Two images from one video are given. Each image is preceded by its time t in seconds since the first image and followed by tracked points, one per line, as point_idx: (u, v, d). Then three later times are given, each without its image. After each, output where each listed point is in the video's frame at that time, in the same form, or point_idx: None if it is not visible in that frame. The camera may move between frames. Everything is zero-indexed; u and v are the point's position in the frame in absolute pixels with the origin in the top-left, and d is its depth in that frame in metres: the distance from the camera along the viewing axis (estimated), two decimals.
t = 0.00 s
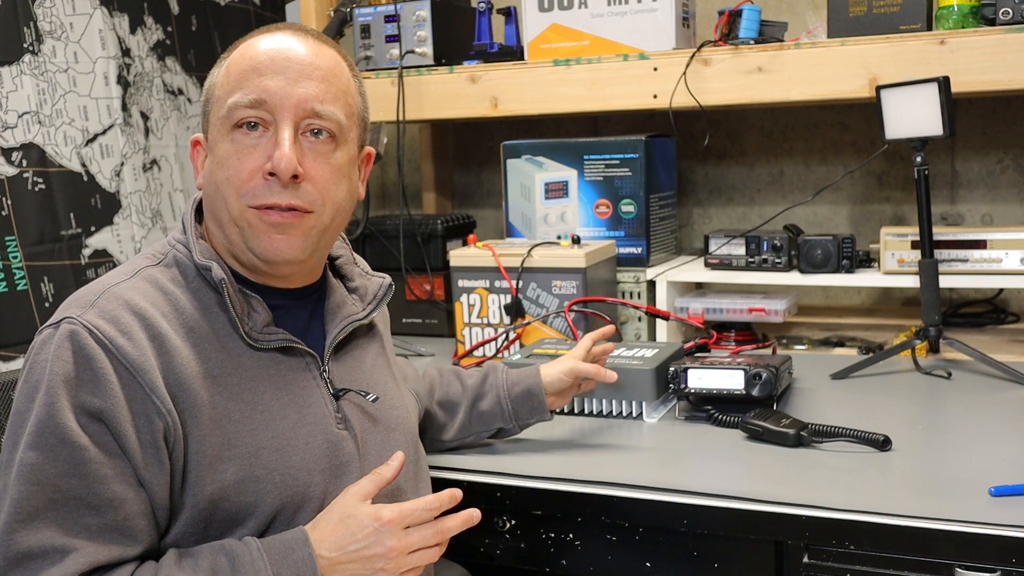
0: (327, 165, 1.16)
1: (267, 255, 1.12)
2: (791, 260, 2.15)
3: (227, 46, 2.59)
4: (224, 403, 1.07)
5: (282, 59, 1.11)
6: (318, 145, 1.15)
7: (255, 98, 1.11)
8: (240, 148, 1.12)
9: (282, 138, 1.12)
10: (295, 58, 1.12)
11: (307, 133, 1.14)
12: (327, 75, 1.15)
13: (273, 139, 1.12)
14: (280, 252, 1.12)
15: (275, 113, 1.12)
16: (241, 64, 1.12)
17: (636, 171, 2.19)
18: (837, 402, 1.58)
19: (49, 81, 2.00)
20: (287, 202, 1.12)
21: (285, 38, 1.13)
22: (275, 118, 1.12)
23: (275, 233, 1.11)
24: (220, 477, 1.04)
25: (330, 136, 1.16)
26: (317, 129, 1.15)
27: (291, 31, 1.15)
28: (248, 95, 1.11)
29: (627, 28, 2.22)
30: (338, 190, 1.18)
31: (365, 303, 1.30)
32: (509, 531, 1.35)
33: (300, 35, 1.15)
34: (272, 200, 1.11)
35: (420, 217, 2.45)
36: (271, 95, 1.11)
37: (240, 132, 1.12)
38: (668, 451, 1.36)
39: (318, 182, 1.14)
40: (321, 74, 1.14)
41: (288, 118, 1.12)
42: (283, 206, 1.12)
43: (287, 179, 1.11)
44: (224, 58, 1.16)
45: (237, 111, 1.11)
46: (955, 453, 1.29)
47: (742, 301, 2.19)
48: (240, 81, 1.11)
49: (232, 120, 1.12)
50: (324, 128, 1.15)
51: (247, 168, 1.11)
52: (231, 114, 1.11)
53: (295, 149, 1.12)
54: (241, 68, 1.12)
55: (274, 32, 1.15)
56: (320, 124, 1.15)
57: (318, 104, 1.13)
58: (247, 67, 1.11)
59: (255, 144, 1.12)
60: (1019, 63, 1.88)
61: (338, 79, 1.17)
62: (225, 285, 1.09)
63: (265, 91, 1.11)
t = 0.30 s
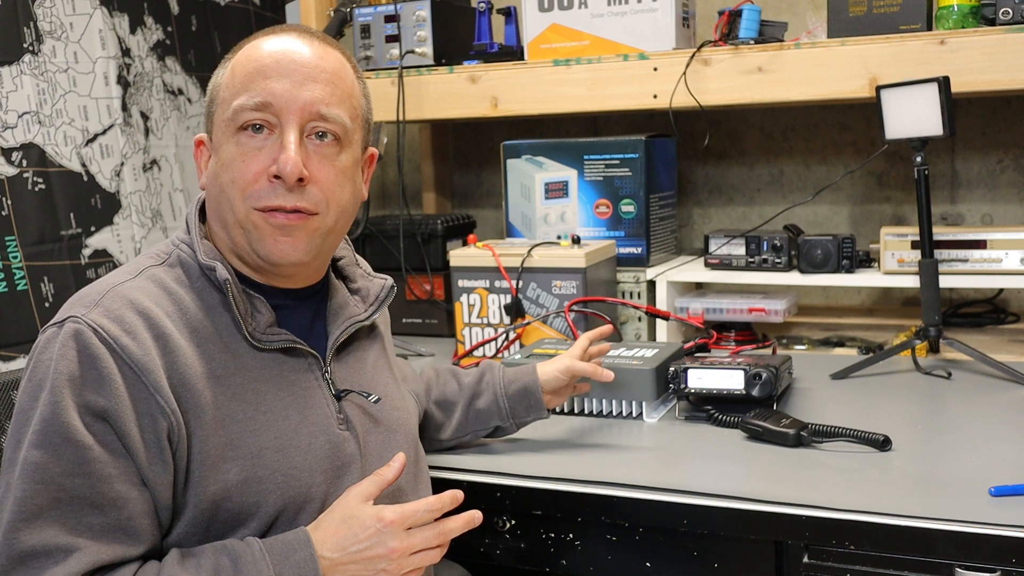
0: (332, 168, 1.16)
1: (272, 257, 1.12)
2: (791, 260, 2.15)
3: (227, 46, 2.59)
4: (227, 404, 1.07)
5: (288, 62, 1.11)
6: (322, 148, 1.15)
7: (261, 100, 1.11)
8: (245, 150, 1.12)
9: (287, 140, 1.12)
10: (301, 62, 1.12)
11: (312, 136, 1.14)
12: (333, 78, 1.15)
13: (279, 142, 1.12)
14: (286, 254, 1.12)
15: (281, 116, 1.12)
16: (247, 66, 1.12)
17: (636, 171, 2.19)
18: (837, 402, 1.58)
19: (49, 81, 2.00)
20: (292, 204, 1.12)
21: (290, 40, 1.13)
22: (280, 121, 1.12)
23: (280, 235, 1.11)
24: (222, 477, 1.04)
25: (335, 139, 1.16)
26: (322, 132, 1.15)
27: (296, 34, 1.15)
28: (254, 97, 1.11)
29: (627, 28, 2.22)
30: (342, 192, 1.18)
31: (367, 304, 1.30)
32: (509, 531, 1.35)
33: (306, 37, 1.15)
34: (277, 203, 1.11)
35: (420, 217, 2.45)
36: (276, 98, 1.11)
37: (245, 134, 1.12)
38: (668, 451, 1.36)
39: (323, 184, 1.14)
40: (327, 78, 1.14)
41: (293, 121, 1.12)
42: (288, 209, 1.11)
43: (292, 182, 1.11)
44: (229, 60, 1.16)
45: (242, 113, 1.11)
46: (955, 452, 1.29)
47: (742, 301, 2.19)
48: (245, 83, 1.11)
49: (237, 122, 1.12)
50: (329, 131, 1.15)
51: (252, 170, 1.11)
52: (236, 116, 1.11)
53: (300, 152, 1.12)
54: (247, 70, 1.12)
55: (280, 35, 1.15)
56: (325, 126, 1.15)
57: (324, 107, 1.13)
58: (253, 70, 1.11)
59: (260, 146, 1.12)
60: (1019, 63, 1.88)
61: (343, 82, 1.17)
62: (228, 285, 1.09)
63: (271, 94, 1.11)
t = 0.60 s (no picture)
0: (335, 170, 1.16)
1: (275, 259, 1.12)
2: (791, 260, 2.15)
3: (227, 46, 2.59)
4: (226, 406, 1.07)
5: (291, 64, 1.11)
6: (325, 150, 1.15)
7: (264, 102, 1.11)
8: (248, 151, 1.12)
9: (290, 142, 1.12)
10: (304, 64, 1.12)
11: (314, 137, 1.14)
12: (336, 79, 1.15)
13: (282, 143, 1.12)
14: (289, 256, 1.12)
15: (284, 117, 1.12)
16: (250, 67, 1.12)
17: (636, 171, 2.19)
18: (837, 402, 1.58)
19: (49, 81, 2.00)
20: (295, 206, 1.12)
21: (293, 42, 1.13)
22: (283, 122, 1.12)
23: (282, 237, 1.11)
24: (221, 479, 1.04)
25: (338, 140, 1.16)
26: (325, 133, 1.15)
27: (299, 35, 1.15)
28: (257, 99, 1.11)
29: (627, 28, 2.22)
30: (345, 194, 1.18)
31: (369, 306, 1.30)
32: (509, 531, 1.35)
33: (309, 38, 1.15)
34: (280, 205, 1.11)
35: (421, 217, 2.45)
36: (279, 99, 1.11)
37: (248, 136, 1.12)
38: (668, 451, 1.36)
39: (325, 186, 1.14)
40: (330, 79, 1.14)
41: (296, 123, 1.12)
42: (291, 210, 1.12)
43: (294, 184, 1.11)
44: (231, 60, 1.16)
45: (245, 115, 1.11)
46: (955, 452, 1.29)
47: (742, 301, 2.19)
48: (248, 84, 1.11)
49: (240, 123, 1.12)
50: (332, 132, 1.15)
51: (255, 172, 1.11)
52: (239, 118, 1.11)
53: (303, 154, 1.12)
54: (249, 72, 1.12)
55: (283, 36, 1.15)
56: (328, 128, 1.15)
57: (327, 109, 1.14)
58: (256, 71, 1.11)
59: (263, 148, 1.12)
60: (1019, 63, 1.88)
61: (346, 83, 1.17)
62: (227, 287, 1.08)
63: (274, 95, 1.11)
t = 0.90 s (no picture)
0: (318, 164, 1.15)
1: (259, 256, 1.12)
2: (791, 260, 2.15)
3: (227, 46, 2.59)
4: (193, 407, 1.05)
5: (269, 60, 1.12)
6: (307, 145, 1.15)
7: (243, 99, 1.11)
8: (230, 149, 1.12)
9: (270, 138, 1.12)
10: (282, 60, 1.12)
11: (296, 133, 1.14)
12: (315, 74, 1.15)
13: (262, 139, 1.12)
14: (272, 252, 1.12)
15: (263, 114, 1.12)
16: (230, 65, 1.12)
17: (636, 171, 2.20)
18: (837, 402, 1.58)
19: (49, 81, 2.00)
20: (276, 202, 1.11)
21: (273, 38, 1.14)
22: (263, 119, 1.12)
23: (265, 233, 1.11)
24: (182, 478, 1.03)
25: (320, 135, 1.16)
26: (306, 128, 1.15)
27: (279, 31, 1.16)
28: (237, 96, 1.11)
29: (627, 29, 2.22)
30: (329, 188, 1.17)
31: (371, 311, 1.24)
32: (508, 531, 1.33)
33: (289, 34, 1.16)
34: (262, 201, 1.11)
35: (420, 217, 2.45)
36: (259, 95, 1.11)
37: (229, 133, 1.12)
38: (668, 451, 1.36)
39: (308, 181, 1.14)
40: (309, 74, 1.14)
41: (276, 119, 1.12)
42: (273, 206, 1.11)
43: (275, 180, 1.11)
44: (213, 60, 1.16)
45: (226, 113, 1.12)
46: (954, 452, 1.29)
47: (742, 301, 2.19)
48: (228, 82, 1.12)
49: (221, 121, 1.12)
50: (313, 127, 1.15)
51: (237, 169, 1.11)
52: (220, 116, 1.12)
53: (283, 149, 1.12)
54: (229, 70, 1.12)
55: (262, 33, 1.16)
56: (309, 122, 1.14)
57: (306, 103, 1.13)
58: (235, 68, 1.12)
59: (244, 145, 1.12)
60: (1019, 63, 1.89)
61: (327, 78, 1.17)
62: (194, 287, 1.07)
63: (252, 92, 1.11)
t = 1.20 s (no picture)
0: (332, 162, 1.15)
1: (273, 253, 1.12)
2: (791, 260, 2.15)
3: (227, 46, 2.59)
4: (191, 397, 1.06)
5: (284, 58, 1.12)
6: (321, 142, 1.14)
7: (258, 97, 1.12)
8: (246, 147, 1.12)
9: (284, 135, 1.12)
10: (296, 57, 1.13)
11: (310, 130, 1.14)
12: (329, 72, 1.15)
13: (277, 136, 1.12)
14: (286, 247, 1.11)
15: (278, 111, 1.12)
16: (247, 66, 1.13)
17: (636, 171, 2.20)
18: (837, 402, 1.58)
19: (49, 81, 2.00)
20: (290, 199, 1.11)
21: (288, 38, 1.15)
22: (278, 116, 1.12)
23: (280, 229, 1.11)
24: (175, 467, 1.03)
25: (334, 133, 1.16)
26: (321, 126, 1.15)
27: (294, 32, 1.16)
28: (252, 95, 1.12)
29: (627, 28, 2.23)
30: (344, 186, 1.16)
31: (388, 315, 1.22)
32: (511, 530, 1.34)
33: (304, 34, 1.16)
34: (276, 197, 1.11)
35: (420, 217, 2.45)
36: (273, 93, 1.12)
37: (246, 132, 1.13)
38: (668, 451, 1.36)
39: (322, 179, 1.14)
40: (323, 71, 1.14)
41: (290, 116, 1.12)
42: (287, 203, 1.11)
43: (288, 177, 1.11)
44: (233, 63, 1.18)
45: (242, 111, 1.12)
46: (955, 452, 1.29)
47: (742, 301, 2.19)
48: (244, 82, 1.13)
49: (238, 120, 1.13)
50: (327, 125, 1.15)
51: (252, 166, 1.12)
52: (237, 115, 1.13)
53: (297, 145, 1.12)
54: (246, 70, 1.13)
55: (279, 33, 1.17)
56: (323, 119, 1.14)
57: (320, 100, 1.13)
58: (251, 68, 1.13)
59: (259, 143, 1.12)
60: (1018, 63, 1.89)
61: (342, 76, 1.17)
62: (205, 279, 1.09)
63: (267, 90, 1.12)
